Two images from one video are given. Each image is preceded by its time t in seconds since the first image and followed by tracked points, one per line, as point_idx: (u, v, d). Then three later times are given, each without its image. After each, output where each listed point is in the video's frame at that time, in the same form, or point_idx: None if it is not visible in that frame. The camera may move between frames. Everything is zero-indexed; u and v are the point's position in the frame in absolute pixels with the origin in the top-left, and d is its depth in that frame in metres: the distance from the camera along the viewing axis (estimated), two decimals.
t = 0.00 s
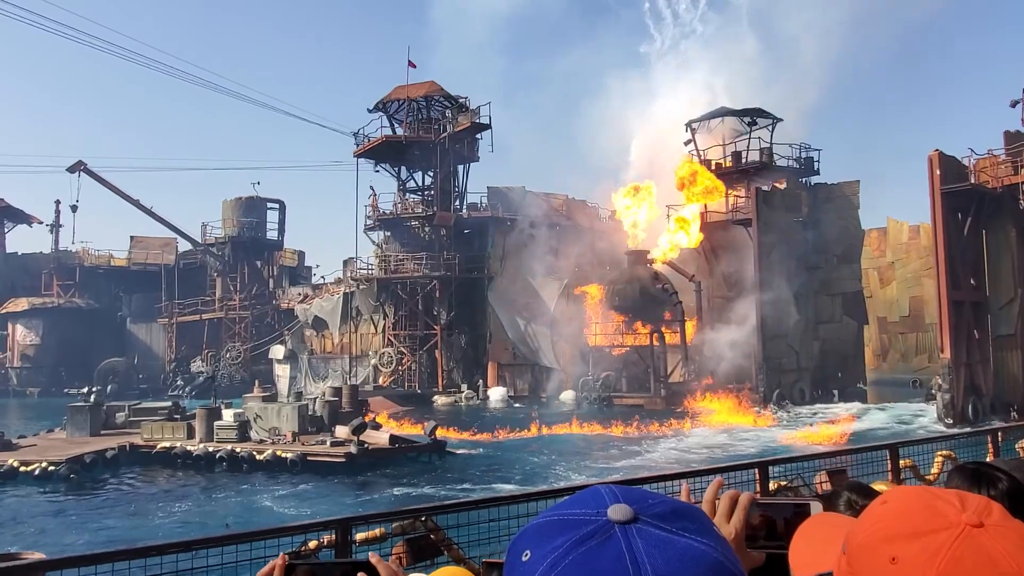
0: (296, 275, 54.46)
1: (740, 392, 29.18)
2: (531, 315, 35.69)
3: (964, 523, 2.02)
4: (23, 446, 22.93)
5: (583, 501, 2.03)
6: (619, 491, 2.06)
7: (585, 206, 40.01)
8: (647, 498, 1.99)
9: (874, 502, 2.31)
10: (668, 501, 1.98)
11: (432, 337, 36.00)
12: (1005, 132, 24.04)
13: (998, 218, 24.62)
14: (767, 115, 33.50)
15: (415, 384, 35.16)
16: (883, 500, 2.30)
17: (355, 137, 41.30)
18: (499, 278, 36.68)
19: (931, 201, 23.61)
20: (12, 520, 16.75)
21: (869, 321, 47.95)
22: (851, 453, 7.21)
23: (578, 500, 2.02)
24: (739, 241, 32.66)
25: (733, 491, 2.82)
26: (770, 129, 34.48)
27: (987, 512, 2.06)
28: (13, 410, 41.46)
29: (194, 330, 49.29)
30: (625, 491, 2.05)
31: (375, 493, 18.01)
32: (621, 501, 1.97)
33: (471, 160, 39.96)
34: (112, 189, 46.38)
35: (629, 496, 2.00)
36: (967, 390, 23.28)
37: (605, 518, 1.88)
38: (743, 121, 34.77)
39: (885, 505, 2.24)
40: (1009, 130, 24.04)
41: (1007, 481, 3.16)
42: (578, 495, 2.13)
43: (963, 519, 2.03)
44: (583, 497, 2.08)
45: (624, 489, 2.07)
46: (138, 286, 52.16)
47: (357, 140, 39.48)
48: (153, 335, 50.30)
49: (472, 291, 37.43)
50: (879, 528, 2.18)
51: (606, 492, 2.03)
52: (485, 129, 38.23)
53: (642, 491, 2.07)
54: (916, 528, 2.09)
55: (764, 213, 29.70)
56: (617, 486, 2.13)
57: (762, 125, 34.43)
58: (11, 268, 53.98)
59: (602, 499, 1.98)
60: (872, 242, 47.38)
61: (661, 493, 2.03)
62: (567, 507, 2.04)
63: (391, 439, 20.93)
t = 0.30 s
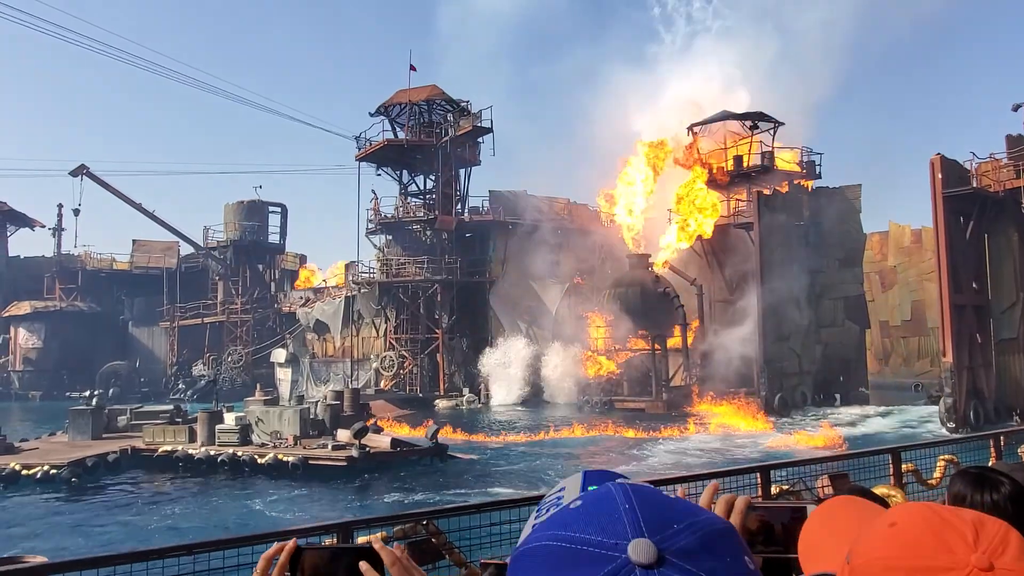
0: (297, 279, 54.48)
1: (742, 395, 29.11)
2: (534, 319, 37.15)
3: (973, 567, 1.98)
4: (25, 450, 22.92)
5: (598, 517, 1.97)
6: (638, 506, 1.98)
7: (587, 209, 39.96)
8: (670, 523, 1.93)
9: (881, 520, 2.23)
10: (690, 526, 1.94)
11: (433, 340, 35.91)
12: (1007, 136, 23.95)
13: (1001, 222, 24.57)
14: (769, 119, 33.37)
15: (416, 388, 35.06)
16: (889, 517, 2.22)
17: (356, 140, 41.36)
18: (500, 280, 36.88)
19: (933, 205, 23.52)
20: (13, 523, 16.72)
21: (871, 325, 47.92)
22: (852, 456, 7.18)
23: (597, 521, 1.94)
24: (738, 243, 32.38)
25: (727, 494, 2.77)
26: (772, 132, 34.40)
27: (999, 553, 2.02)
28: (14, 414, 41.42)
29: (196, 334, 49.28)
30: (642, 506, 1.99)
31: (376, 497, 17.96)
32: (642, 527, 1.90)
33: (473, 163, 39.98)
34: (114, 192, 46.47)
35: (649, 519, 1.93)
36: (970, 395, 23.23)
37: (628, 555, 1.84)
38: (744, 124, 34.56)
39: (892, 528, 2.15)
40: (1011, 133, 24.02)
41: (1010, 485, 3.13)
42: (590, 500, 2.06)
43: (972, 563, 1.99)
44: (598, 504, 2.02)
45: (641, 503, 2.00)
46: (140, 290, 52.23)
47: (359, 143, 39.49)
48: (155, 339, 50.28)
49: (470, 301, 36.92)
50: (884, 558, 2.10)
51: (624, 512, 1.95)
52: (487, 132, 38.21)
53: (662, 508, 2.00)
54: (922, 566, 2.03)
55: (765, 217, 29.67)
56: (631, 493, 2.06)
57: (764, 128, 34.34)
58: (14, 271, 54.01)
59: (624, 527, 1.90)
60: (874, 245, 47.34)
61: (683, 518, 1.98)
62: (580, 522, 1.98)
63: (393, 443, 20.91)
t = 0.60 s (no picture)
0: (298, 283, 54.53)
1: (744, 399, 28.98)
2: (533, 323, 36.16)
3: None
4: (25, 454, 22.90)
5: (584, 548, 1.43)
6: (636, 530, 1.45)
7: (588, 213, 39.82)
8: (680, 564, 1.39)
9: (888, 538, 1.82)
10: (703, 565, 1.39)
11: (434, 345, 35.97)
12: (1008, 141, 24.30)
13: (1003, 226, 24.54)
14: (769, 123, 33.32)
15: (417, 392, 35.09)
16: (897, 535, 1.82)
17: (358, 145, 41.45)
18: (500, 285, 36.67)
19: (934, 210, 23.49)
20: (11, 529, 16.64)
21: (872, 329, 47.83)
22: (853, 462, 7.15)
23: (580, 555, 1.41)
24: (740, 248, 31.99)
25: (730, 499, 2.41)
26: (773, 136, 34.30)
27: None
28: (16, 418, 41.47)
29: (197, 338, 49.33)
30: (645, 537, 1.43)
31: (377, 502, 17.87)
32: (641, 562, 1.36)
33: (473, 168, 40.03)
34: (116, 197, 46.59)
35: (651, 551, 1.39)
36: (972, 399, 23.17)
37: None
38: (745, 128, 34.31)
39: (901, 547, 1.75)
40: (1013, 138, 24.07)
41: (1012, 488, 3.11)
42: (579, 521, 1.52)
43: None
44: (587, 528, 1.48)
45: (641, 528, 1.46)
46: (141, 294, 52.37)
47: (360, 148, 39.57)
48: (156, 343, 50.32)
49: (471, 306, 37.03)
50: None
51: (618, 540, 1.42)
52: (488, 137, 38.26)
53: (667, 537, 1.47)
54: None
55: (766, 222, 29.61)
56: (629, 514, 1.51)
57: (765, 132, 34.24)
58: (16, 275, 54.12)
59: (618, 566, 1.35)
60: (874, 249, 47.32)
61: (696, 549, 1.44)
62: (561, 552, 1.44)
63: (393, 447, 20.86)
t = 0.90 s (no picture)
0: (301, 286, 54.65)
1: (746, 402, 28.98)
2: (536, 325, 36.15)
3: None
4: (29, 456, 22.94)
5: (587, 568, 1.41)
6: (641, 545, 1.43)
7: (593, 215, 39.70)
8: None
9: (902, 546, 1.81)
10: None
11: (437, 347, 36.11)
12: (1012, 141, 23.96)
13: (1006, 228, 24.51)
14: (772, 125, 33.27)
15: (420, 394, 35.11)
16: (910, 541, 1.82)
17: (360, 148, 41.54)
18: (503, 286, 36.67)
19: (937, 212, 23.48)
20: (14, 531, 16.66)
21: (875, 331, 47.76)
22: (857, 463, 7.13)
23: None
24: (746, 251, 31.82)
25: (740, 501, 2.38)
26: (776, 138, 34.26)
27: None
28: (19, 420, 41.50)
29: (200, 340, 49.40)
30: (649, 557, 1.40)
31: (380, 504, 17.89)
32: None
33: (476, 170, 40.08)
34: (119, 200, 46.70)
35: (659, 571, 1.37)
36: (975, 401, 23.15)
37: None
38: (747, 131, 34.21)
39: (914, 551, 1.75)
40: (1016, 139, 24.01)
41: (1021, 489, 3.11)
42: (582, 540, 1.49)
43: None
44: (593, 544, 1.47)
45: (646, 545, 1.45)
46: (143, 297, 52.48)
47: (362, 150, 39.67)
48: (159, 346, 50.39)
49: (474, 307, 37.15)
50: None
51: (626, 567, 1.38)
52: (490, 139, 38.31)
53: (675, 555, 1.45)
54: None
55: (768, 224, 29.58)
56: (632, 529, 1.50)
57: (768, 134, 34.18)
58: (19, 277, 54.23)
59: None
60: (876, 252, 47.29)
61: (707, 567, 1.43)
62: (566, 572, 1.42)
63: (396, 450, 20.86)
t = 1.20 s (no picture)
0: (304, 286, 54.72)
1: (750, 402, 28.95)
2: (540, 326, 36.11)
3: None
4: (33, 456, 22.99)
5: (594, 565, 1.41)
6: (647, 539, 1.44)
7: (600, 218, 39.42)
8: None
9: (916, 552, 1.79)
10: None
11: (440, 348, 36.14)
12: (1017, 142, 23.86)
13: (1010, 229, 24.42)
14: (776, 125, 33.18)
15: (423, 395, 35.11)
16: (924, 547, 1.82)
17: (363, 148, 41.56)
18: (505, 289, 36.86)
19: (941, 213, 23.41)
20: (20, 530, 16.73)
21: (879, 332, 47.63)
22: (861, 463, 7.11)
23: (593, 572, 1.38)
24: (750, 251, 31.78)
25: (749, 504, 2.39)
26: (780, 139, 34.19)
27: None
28: (23, 420, 41.56)
29: (203, 340, 49.45)
30: (657, 553, 1.41)
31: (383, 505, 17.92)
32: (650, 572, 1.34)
33: (479, 171, 40.06)
34: (124, 200, 46.82)
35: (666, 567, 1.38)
36: (980, 403, 23.06)
37: None
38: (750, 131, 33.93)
39: (930, 558, 1.72)
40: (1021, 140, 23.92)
41: None
42: (588, 536, 1.50)
43: None
44: (598, 537, 1.47)
45: (652, 537, 1.46)
46: (147, 297, 52.59)
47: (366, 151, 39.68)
48: (163, 346, 50.44)
49: (477, 308, 37.07)
50: None
51: (630, 552, 1.40)
52: (494, 140, 38.29)
53: (681, 548, 1.46)
54: None
55: (772, 225, 29.54)
56: (638, 524, 1.50)
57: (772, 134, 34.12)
58: (24, 277, 54.36)
59: None
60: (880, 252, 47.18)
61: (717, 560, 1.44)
62: (571, 568, 1.43)
63: (399, 450, 20.84)
